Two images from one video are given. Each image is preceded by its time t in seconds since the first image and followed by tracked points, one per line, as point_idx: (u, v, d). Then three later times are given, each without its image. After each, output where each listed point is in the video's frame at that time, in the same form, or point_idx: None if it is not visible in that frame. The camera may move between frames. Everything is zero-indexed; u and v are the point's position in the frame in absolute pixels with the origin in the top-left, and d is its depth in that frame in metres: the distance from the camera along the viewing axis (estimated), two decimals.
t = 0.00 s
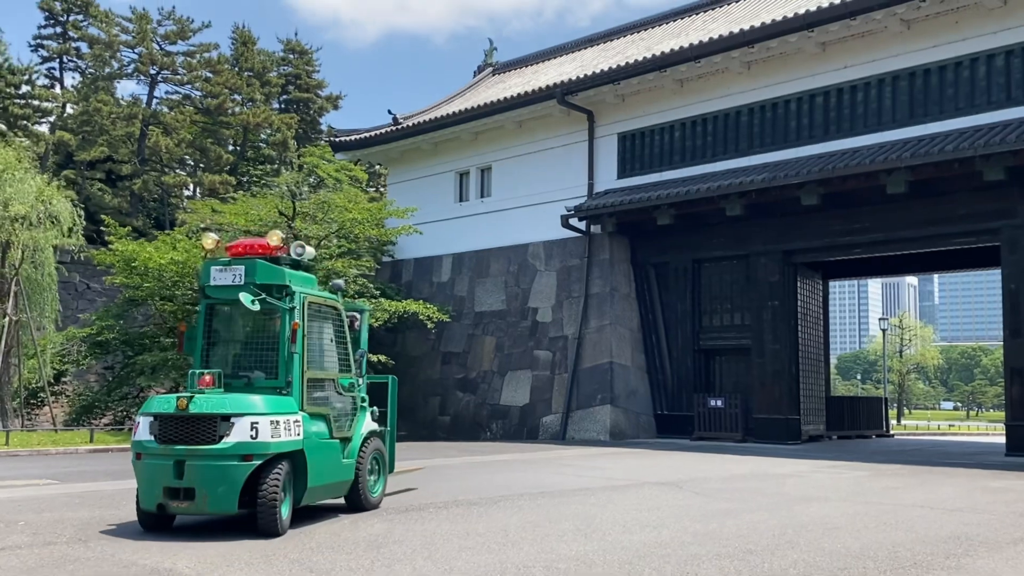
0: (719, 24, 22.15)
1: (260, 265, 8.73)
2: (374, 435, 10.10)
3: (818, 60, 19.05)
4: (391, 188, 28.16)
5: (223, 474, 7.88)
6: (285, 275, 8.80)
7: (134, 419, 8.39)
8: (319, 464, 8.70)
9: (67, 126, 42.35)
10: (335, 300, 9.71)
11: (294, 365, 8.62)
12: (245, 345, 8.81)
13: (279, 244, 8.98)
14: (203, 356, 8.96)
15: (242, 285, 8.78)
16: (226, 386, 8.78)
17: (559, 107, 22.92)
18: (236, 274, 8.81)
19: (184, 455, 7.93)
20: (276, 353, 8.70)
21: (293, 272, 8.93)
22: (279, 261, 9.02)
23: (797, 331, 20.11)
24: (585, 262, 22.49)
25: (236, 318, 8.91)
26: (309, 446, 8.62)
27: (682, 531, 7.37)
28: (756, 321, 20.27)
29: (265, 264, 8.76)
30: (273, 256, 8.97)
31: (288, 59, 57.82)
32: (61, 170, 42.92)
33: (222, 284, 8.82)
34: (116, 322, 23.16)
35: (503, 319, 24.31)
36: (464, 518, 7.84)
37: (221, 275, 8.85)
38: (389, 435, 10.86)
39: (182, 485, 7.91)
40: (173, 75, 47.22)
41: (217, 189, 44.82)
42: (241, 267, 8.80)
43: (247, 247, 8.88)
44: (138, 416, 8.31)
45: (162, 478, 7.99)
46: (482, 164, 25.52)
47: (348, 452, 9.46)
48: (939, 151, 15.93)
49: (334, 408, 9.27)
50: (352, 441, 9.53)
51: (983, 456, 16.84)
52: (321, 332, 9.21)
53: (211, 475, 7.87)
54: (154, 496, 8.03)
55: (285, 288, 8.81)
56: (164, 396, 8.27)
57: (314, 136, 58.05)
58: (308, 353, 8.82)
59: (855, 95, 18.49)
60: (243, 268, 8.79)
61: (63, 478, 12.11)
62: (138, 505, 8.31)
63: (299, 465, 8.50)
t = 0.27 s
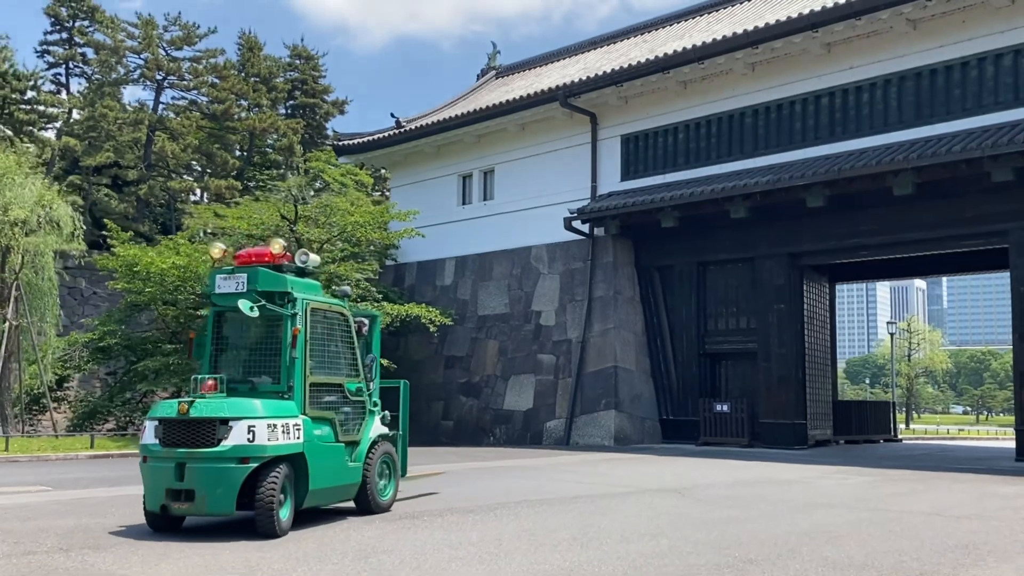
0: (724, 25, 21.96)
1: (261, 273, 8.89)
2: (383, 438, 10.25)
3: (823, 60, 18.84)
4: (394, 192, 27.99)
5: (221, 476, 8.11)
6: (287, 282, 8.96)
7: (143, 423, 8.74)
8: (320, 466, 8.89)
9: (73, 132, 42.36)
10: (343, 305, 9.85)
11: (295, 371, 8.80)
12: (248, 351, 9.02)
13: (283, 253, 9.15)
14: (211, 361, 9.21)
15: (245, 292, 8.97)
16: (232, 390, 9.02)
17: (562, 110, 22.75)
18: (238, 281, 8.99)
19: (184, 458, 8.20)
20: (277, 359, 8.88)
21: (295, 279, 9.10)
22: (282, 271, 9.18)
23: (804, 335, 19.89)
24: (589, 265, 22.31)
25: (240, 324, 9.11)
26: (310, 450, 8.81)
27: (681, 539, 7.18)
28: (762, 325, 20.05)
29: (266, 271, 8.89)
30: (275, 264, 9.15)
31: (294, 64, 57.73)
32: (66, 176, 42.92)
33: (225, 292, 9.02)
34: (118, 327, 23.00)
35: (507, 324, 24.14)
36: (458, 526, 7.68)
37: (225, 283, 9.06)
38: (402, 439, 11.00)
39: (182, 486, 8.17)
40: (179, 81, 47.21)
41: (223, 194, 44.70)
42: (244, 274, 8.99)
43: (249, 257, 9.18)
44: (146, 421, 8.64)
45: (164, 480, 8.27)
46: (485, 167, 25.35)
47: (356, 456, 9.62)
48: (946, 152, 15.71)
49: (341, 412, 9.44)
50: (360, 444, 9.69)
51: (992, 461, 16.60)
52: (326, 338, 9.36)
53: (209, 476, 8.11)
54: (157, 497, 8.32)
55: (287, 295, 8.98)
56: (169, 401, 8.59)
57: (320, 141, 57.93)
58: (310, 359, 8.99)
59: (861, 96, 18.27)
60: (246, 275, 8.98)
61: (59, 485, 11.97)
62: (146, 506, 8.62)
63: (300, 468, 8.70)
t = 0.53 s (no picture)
0: (726, 25, 21.73)
1: (263, 282, 9.25)
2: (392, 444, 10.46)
3: (827, 60, 18.60)
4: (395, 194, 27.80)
5: (220, 479, 8.38)
6: (289, 290, 9.26)
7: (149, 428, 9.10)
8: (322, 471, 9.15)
9: (75, 135, 42.25)
10: (350, 312, 10.10)
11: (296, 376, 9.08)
12: (252, 357, 9.35)
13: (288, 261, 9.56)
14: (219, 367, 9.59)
15: (249, 300, 9.32)
16: (238, 395, 9.38)
17: (563, 111, 22.55)
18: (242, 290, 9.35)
19: (185, 461, 8.50)
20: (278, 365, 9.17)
21: (298, 287, 9.38)
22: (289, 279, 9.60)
23: (808, 338, 19.64)
24: (590, 267, 22.08)
25: (244, 331, 9.45)
26: (312, 455, 9.08)
27: (678, 549, 6.96)
28: (765, 328, 19.79)
29: (269, 280, 9.25)
30: (280, 272, 9.51)
31: (297, 66, 57.55)
32: (68, 178, 42.80)
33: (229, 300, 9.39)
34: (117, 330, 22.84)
35: (508, 327, 23.91)
36: (449, 535, 7.47)
37: (230, 292, 9.43)
38: (415, 446, 11.17)
39: (182, 489, 8.46)
40: (181, 83, 47.07)
41: (225, 197, 44.49)
42: (247, 283, 9.33)
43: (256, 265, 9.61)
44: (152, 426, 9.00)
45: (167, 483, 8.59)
46: (486, 169, 25.14)
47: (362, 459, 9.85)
48: (952, 153, 15.47)
49: (345, 418, 9.71)
50: (367, 450, 9.93)
51: (1000, 466, 16.34)
52: (329, 344, 9.63)
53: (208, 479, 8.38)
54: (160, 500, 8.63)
55: (290, 302, 9.28)
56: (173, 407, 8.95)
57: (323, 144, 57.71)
58: (312, 365, 9.26)
59: (866, 96, 18.02)
60: (250, 284, 9.33)
61: (50, 491, 11.81)
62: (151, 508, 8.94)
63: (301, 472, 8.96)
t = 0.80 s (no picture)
0: (726, 22, 21.54)
1: (267, 283, 9.44)
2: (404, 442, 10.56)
3: (827, 57, 18.41)
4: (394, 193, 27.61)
5: (219, 475, 8.64)
6: (291, 291, 9.42)
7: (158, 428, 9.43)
8: (324, 469, 9.31)
9: (76, 135, 42.13)
10: (357, 312, 10.17)
11: (297, 376, 9.22)
12: (256, 357, 9.54)
13: (293, 264, 9.66)
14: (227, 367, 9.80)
15: (252, 301, 9.52)
16: (244, 395, 9.57)
17: (562, 109, 22.38)
18: (245, 292, 9.55)
19: (187, 458, 8.80)
20: (281, 365, 9.33)
21: (301, 289, 9.54)
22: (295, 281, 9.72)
23: (809, 337, 19.46)
24: (589, 266, 21.90)
25: (249, 331, 9.64)
26: (314, 453, 9.25)
27: (669, 552, 6.80)
28: (765, 327, 19.61)
29: (271, 281, 9.43)
30: (285, 274, 9.64)
31: (298, 66, 57.41)
32: (68, 179, 42.68)
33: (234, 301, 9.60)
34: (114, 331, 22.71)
35: (507, 327, 23.74)
36: (435, 538, 7.29)
37: (235, 294, 9.64)
38: (424, 444, 11.28)
39: (184, 486, 8.75)
40: (182, 83, 46.95)
41: (226, 197, 44.34)
42: (250, 285, 9.53)
43: (261, 268, 9.68)
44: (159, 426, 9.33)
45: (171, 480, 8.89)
46: (485, 167, 24.97)
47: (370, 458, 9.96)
48: (954, 149, 15.28)
49: (352, 417, 9.82)
50: (375, 448, 10.08)
51: (1003, 467, 16.13)
52: (333, 344, 9.73)
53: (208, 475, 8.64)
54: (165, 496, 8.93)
55: (292, 303, 9.43)
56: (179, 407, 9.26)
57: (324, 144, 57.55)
58: (315, 365, 9.39)
59: (867, 93, 17.81)
60: (253, 285, 9.52)
61: (39, 492, 11.67)
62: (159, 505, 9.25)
63: (302, 470, 9.15)
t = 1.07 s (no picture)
0: (724, 17, 21.26)
1: (268, 287, 9.62)
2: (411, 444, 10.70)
3: (825, 52, 18.14)
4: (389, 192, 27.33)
5: (218, 475, 8.84)
6: (293, 294, 9.58)
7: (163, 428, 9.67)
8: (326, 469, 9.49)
9: (71, 133, 41.83)
10: (363, 315, 10.28)
11: (299, 378, 9.38)
12: (258, 359, 9.71)
13: (296, 268, 9.82)
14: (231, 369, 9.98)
15: (254, 305, 9.71)
16: (247, 395, 9.74)
17: (557, 106, 22.12)
18: (248, 295, 9.73)
19: (187, 458, 9.02)
20: (282, 367, 9.50)
21: (303, 292, 9.70)
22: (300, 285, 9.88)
23: (806, 337, 19.23)
24: (584, 265, 21.64)
25: (252, 334, 9.82)
26: (315, 454, 9.42)
27: (655, 559, 6.54)
28: (762, 327, 19.35)
29: (273, 285, 9.61)
30: (286, 277, 9.79)
31: (296, 64, 57.13)
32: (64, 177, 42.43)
33: (236, 304, 9.78)
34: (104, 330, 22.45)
35: (502, 326, 23.48)
36: (412, 545, 7.06)
37: (238, 296, 9.82)
38: (434, 445, 11.36)
39: (185, 485, 8.96)
40: (178, 81, 46.66)
41: (222, 195, 44.05)
42: (252, 288, 9.72)
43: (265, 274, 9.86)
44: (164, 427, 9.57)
45: (173, 479, 9.12)
46: (480, 165, 24.69)
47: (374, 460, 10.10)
48: (953, 145, 15.01)
49: (358, 418, 9.96)
50: (380, 448, 10.23)
51: (1003, 469, 15.87)
52: (337, 347, 9.86)
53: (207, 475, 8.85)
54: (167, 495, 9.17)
55: (294, 307, 9.60)
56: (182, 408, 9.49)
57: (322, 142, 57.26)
58: (316, 367, 9.53)
59: (865, 88, 17.54)
60: (255, 289, 9.71)
61: (20, 494, 11.45)
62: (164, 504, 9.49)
63: (302, 470, 9.32)
